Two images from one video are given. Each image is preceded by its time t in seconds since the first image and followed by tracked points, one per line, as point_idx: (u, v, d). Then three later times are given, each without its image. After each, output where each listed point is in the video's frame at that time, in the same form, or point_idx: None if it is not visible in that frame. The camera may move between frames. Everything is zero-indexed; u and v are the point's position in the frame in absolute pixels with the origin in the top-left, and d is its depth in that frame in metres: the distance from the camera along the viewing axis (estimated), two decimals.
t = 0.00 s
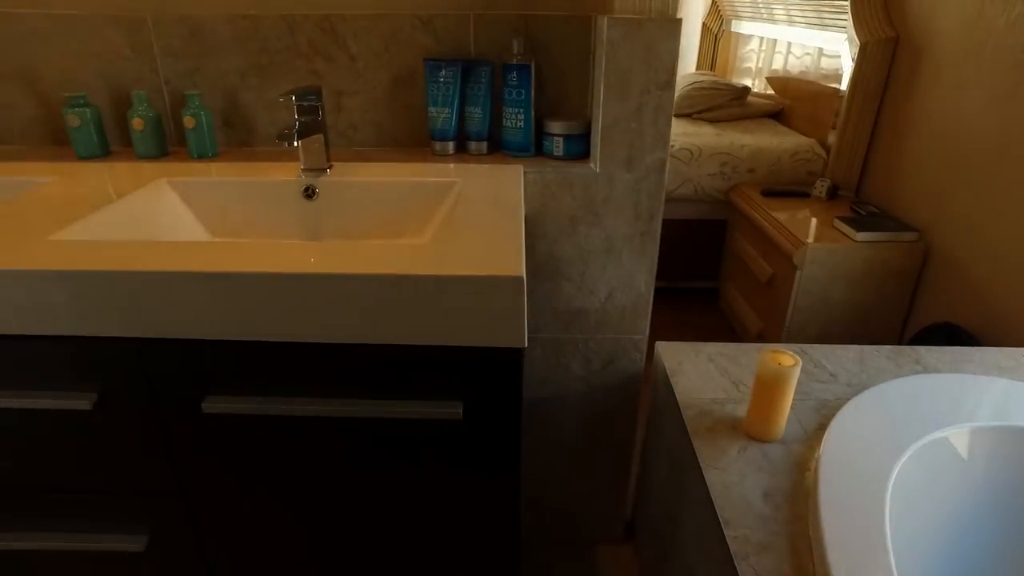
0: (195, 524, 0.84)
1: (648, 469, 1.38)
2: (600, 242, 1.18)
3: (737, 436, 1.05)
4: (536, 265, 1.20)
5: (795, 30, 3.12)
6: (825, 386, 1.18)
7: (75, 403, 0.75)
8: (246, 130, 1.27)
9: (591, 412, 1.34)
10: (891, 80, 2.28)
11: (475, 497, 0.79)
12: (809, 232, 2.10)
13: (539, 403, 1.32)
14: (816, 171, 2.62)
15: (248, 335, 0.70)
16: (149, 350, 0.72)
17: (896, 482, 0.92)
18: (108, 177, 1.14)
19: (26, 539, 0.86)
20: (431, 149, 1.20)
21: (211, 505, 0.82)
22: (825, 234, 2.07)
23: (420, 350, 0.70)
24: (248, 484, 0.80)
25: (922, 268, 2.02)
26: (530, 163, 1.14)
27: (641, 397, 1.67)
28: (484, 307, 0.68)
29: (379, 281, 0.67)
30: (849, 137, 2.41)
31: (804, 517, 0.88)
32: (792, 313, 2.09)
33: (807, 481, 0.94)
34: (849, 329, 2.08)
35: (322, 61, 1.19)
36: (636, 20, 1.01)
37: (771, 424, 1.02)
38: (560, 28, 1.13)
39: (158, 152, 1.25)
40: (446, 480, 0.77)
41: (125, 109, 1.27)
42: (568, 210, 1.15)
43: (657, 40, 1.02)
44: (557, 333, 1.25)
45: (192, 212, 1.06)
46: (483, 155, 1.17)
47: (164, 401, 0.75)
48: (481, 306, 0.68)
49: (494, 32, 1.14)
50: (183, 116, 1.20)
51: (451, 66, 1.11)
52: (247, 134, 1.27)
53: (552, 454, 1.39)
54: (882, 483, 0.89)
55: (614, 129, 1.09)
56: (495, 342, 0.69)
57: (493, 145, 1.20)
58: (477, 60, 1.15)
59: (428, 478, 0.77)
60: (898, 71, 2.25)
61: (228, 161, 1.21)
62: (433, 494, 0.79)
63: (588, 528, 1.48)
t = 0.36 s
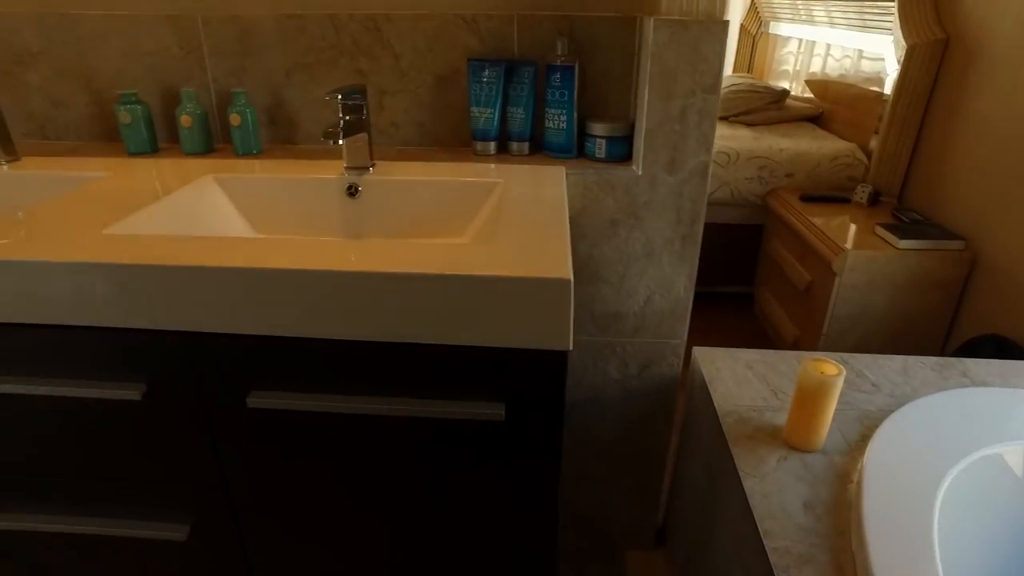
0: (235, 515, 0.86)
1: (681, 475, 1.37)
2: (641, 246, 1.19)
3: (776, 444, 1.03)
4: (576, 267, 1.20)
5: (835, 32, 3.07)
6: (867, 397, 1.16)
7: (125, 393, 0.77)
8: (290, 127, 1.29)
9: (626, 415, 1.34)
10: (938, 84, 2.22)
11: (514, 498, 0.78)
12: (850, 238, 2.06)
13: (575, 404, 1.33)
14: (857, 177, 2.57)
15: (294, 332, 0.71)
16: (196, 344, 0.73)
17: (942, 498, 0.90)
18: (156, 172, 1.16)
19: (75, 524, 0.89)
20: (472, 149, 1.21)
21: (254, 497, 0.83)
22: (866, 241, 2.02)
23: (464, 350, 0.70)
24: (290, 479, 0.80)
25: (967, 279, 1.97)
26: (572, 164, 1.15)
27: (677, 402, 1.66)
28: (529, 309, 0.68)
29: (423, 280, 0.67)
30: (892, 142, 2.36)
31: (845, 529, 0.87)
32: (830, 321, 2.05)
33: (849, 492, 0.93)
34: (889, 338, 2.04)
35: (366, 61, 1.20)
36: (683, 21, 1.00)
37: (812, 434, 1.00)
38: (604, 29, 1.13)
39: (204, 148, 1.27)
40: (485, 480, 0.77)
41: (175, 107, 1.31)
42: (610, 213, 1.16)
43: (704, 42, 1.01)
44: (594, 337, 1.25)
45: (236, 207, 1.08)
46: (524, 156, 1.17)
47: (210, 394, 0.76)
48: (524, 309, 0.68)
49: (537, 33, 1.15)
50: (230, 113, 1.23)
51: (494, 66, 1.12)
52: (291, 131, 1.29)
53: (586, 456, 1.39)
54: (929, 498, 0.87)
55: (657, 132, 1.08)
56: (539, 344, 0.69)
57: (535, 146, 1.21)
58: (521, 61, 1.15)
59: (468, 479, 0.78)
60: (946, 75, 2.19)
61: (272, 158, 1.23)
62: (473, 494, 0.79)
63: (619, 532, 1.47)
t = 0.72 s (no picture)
0: (277, 508, 0.87)
1: (718, 483, 1.36)
2: (684, 250, 1.18)
3: (821, 455, 1.01)
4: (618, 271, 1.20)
5: (882, 34, 3.00)
6: (915, 410, 1.13)
7: (176, 386, 0.78)
8: (335, 125, 1.30)
9: (663, 420, 1.33)
10: (994, 90, 2.15)
11: (555, 502, 0.78)
12: (896, 246, 2.01)
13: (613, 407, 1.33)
14: (904, 183, 2.50)
15: (342, 330, 0.71)
16: (246, 339, 0.74)
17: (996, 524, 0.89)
18: (205, 168, 1.19)
19: (122, 510, 0.91)
20: (516, 149, 1.23)
21: (296, 492, 0.84)
22: (913, 250, 1.97)
23: (510, 353, 0.70)
24: (333, 475, 0.81)
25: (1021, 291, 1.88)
26: (618, 167, 1.15)
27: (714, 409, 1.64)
28: (577, 313, 0.67)
29: (472, 282, 0.67)
30: (943, 149, 2.30)
31: (894, 546, 0.85)
32: (873, 330, 2.01)
33: (897, 508, 0.91)
34: (934, 350, 1.99)
35: (413, 61, 1.22)
36: (735, 24, 0.98)
37: (859, 447, 0.98)
38: (652, 30, 1.12)
39: (251, 145, 1.29)
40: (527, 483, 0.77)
41: (224, 103, 1.33)
42: (654, 217, 1.15)
43: (756, 45, 1.00)
44: (635, 341, 1.25)
45: (283, 204, 1.10)
46: (569, 158, 1.19)
47: (257, 388, 0.77)
48: (572, 313, 0.67)
49: (584, 35, 1.15)
50: (278, 111, 1.24)
51: (541, 67, 1.12)
52: (337, 129, 1.31)
53: (621, 460, 1.38)
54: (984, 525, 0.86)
55: (705, 136, 1.07)
56: (586, 349, 0.69)
57: (580, 147, 1.22)
58: (568, 62, 1.16)
59: (509, 481, 0.77)
60: (1001, 80, 2.12)
61: (318, 155, 1.24)
62: (514, 496, 0.79)
63: (652, 538, 1.46)
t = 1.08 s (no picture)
0: (319, 503, 0.88)
1: (755, 493, 1.34)
2: (728, 256, 1.16)
3: (866, 469, 0.99)
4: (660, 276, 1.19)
5: (930, 36, 2.93)
6: (965, 426, 1.10)
7: (226, 380, 0.79)
8: (380, 125, 1.31)
9: (701, 426, 1.32)
10: None
11: (598, 507, 0.78)
12: (943, 255, 1.95)
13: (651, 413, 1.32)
14: (951, 191, 2.43)
15: (390, 329, 0.72)
16: (295, 336, 0.75)
17: None
18: (252, 165, 1.21)
19: (170, 499, 0.93)
20: (560, 151, 1.24)
21: (338, 488, 0.85)
22: (961, 259, 1.91)
23: (557, 356, 0.70)
24: (375, 473, 0.82)
25: None
26: (663, 171, 1.14)
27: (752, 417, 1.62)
28: (625, 319, 0.67)
29: (520, 285, 0.67)
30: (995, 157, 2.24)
31: (943, 566, 0.83)
32: (917, 341, 1.96)
33: (947, 527, 0.88)
34: (981, 364, 1.94)
35: (460, 62, 1.22)
36: (787, 27, 0.97)
37: (906, 462, 0.95)
38: (701, 33, 1.11)
39: (298, 143, 1.31)
40: (569, 488, 0.77)
41: (273, 102, 1.36)
42: (698, 222, 1.14)
43: (808, 48, 0.98)
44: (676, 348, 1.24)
45: (329, 202, 1.11)
46: (614, 161, 1.19)
47: (305, 384, 0.78)
48: (621, 317, 0.67)
49: (632, 37, 1.14)
50: (325, 110, 1.26)
51: (588, 69, 1.13)
52: (382, 129, 1.32)
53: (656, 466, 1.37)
54: None
55: (752, 141, 1.05)
56: (634, 354, 0.68)
57: (625, 151, 1.22)
58: (615, 64, 1.15)
59: (552, 485, 0.77)
60: None
61: (363, 155, 1.26)
62: (556, 500, 0.78)
63: (686, 545, 1.45)
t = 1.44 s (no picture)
0: (362, 500, 0.88)
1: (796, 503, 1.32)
2: (776, 262, 1.14)
3: (918, 484, 0.96)
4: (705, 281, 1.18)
5: (983, 39, 2.84)
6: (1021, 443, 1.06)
7: (275, 374, 0.80)
8: (426, 124, 1.32)
9: (742, 434, 1.30)
10: None
11: (641, 514, 0.77)
12: (996, 265, 1.90)
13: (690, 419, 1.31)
14: (1005, 199, 2.35)
15: (439, 327, 0.72)
16: (345, 332, 0.76)
17: None
18: (301, 163, 1.22)
19: (217, 490, 0.95)
20: (608, 153, 1.23)
21: (382, 485, 0.86)
22: (1015, 269, 1.85)
23: (607, 360, 0.70)
24: (419, 472, 0.82)
25: None
26: (711, 175, 1.13)
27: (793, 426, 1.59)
28: (677, 323, 0.66)
29: (572, 288, 0.67)
30: None
31: None
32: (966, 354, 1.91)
33: (1004, 548, 0.86)
34: None
35: (508, 62, 1.22)
36: (845, 30, 0.95)
37: (962, 478, 0.93)
38: (754, 35, 1.09)
39: (345, 141, 1.32)
40: (614, 493, 0.77)
41: (321, 101, 1.37)
42: (746, 227, 1.12)
43: (867, 51, 0.96)
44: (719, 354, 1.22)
45: (376, 201, 1.12)
46: (661, 164, 1.18)
47: (353, 381, 0.79)
48: (672, 322, 0.66)
49: (682, 39, 1.13)
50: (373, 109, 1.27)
51: (637, 71, 1.12)
52: (428, 128, 1.33)
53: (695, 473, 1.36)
54: None
55: (804, 145, 1.04)
56: (684, 359, 0.68)
57: (672, 154, 1.21)
58: (664, 66, 1.14)
59: (596, 489, 0.77)
60: None
61: (409, 154, 1.26)
62: (600, 505, 0.78)
63: (723, 554, 1.43)
